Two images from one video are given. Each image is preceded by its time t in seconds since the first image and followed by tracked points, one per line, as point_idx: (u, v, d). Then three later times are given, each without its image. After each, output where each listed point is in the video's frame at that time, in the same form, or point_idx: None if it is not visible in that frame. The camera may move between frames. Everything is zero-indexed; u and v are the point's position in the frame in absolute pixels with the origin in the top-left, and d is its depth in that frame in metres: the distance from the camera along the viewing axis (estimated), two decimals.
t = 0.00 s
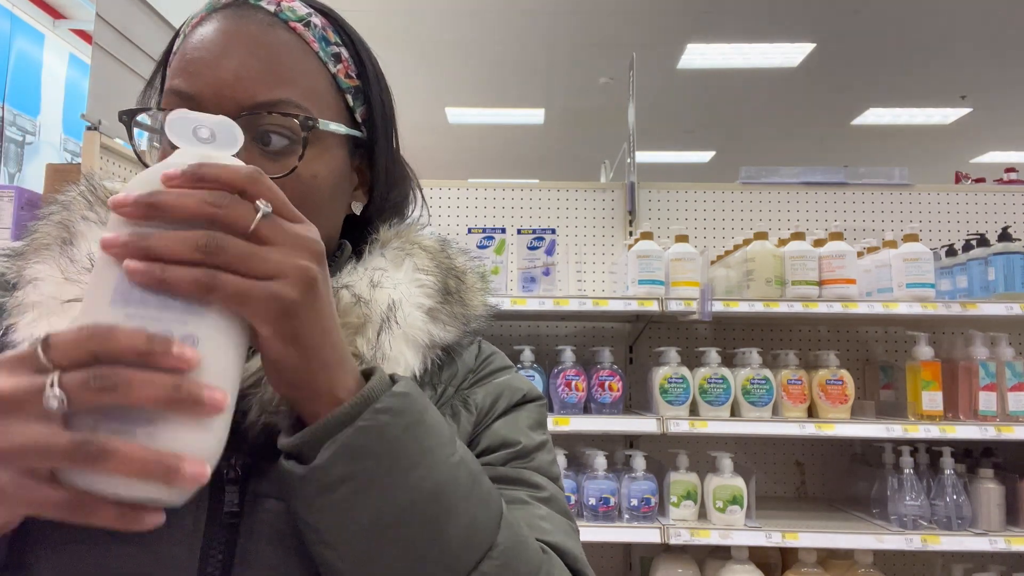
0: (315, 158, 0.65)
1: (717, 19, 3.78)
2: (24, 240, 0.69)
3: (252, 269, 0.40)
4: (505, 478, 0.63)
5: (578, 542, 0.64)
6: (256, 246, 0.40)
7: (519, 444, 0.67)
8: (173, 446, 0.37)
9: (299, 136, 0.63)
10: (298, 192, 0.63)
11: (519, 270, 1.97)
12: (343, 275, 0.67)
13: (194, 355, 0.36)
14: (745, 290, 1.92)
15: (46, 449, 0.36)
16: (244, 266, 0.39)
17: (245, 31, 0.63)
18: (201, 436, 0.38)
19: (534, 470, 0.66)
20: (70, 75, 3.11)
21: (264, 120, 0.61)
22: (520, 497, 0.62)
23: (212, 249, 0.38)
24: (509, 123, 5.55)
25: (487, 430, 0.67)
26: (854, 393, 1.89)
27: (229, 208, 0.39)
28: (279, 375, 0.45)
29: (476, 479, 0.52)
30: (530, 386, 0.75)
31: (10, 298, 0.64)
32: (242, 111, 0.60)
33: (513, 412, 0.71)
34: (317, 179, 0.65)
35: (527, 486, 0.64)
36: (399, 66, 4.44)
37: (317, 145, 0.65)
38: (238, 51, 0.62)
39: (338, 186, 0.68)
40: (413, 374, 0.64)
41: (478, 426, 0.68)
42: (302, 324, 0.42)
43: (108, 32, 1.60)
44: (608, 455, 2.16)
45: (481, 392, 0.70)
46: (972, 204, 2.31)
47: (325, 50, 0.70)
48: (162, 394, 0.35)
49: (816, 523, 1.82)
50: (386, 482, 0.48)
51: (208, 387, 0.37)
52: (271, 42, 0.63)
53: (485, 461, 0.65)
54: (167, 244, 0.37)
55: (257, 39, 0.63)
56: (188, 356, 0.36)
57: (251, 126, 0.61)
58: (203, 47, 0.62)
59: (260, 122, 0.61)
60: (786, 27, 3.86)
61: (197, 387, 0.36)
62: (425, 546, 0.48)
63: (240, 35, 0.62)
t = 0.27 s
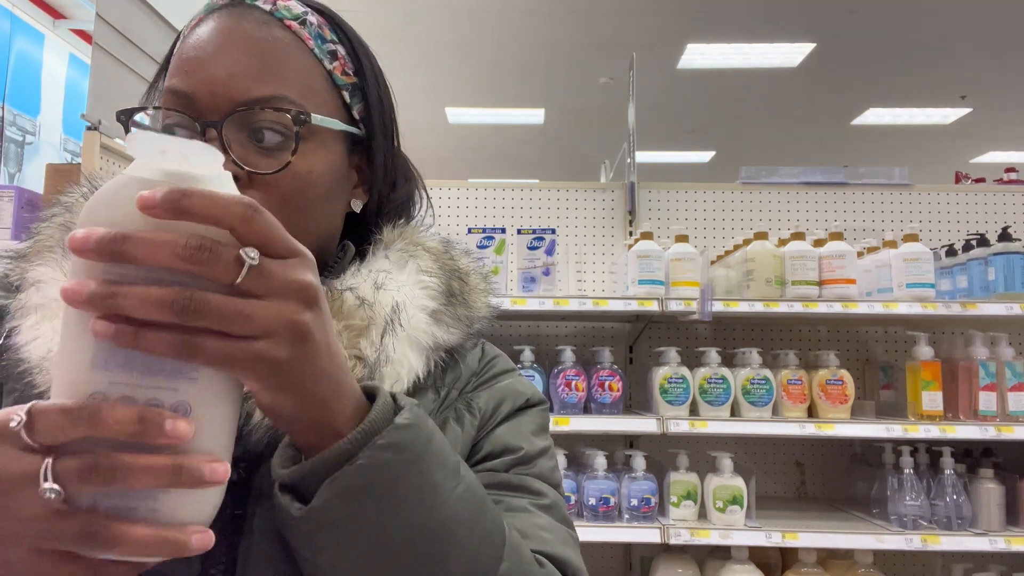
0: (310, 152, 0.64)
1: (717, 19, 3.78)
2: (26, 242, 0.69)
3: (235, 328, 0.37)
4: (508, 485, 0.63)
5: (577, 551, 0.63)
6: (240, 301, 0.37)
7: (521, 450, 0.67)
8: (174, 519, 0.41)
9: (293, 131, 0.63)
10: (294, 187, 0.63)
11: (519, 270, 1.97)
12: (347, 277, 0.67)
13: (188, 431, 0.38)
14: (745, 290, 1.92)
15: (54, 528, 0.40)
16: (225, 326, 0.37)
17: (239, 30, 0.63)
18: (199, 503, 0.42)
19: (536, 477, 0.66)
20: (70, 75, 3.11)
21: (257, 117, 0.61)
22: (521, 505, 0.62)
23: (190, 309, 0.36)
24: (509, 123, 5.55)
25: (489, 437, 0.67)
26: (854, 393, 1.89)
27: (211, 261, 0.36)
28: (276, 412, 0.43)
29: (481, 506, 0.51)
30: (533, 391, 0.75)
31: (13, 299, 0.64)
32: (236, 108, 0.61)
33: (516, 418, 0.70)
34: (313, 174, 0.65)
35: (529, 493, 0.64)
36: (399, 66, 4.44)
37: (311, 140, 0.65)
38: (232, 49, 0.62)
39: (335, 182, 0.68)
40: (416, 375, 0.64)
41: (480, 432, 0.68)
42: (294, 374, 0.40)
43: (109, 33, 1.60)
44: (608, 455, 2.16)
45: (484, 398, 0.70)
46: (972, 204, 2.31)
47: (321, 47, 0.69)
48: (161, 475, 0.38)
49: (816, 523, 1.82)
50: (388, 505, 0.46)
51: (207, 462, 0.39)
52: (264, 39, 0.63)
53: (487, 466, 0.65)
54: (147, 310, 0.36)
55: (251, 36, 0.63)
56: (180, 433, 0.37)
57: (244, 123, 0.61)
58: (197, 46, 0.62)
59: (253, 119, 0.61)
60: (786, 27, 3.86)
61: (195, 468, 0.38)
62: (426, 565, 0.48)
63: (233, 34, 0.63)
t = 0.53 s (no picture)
0: (308, 151, 0.64)
1: (717, 19, 3.78)
2: (27, 243, 0.69)
3: (228, 344, 0.37)
4: (510, 487, 0.64)
5: (578, 553, 0.63)
6: (233, 318, 0.36)
7: (523, 451, 0.67)
8: (183, 525, 0.43)
9: (291, 130, 0.63)
10: (292, 185, 0.63)
11: (519, 270, 1.97)
12: (347, 279, 0.67)
13: (192, 445, 0.39)
14: (745, 290, 1.92)
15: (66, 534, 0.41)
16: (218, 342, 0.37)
17: (237, 30, 0.63)
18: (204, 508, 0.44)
19: (538, 478, 0.66)
20: (70, 75, 3.11)
21: (255, 116, 0.61)
22: (522, 507, 0.62)
23: (182, 327, 0.35)
24: (509, 123, 5.55)
25: (490, 438, 0.67)
26: (854, 393, 1.89)
27: (203, 278, 0.36)
28: (273, 425, 0.43)
29: (483, 513, 0.51)
30: (534, 392, 0.75)
31: (14, 301, 0.64)
32: (233, 109, 0.61)
33: (517, 419, 0.70)
34: (311, 173, 0.64)
35: (530, 494, 0.64)
36: (398, 66, 4.44)
37: (310, 139, 0.65)
38: (230, 49, 0.62)
39: (334, 181, 0.68)
40: (417, 375, 0.64)
41: (482, 433, 0.68)
42: (290, 389, 0.40)
43: (109, 33, 1.60)
44: (608, 455, 2.16)
45: (485, 399, 0.70)
46: (972, 204, 2.31)
47: (319, 47, 0.69)
48: (170, 488, 0.39)
49: (816, 523, 1.82)
50: (390, 509, 0.46)
51: (216, 472, 0.40)
52: (263, 39, 0.64)
53: (487, 467, 0.65)
54: (138, 329, 0.36)
55: (248, 36, 0.63)
56: (184, 449, 0.38)
57: (242, 122, 0.61)
58: (196, 47, 0.63)
59: (251, 118, 0.61)
60: (786, 27, 3.86)
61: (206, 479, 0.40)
62: (428, 568, 0.48)
63: (231, 34, 0.63)
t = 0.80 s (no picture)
0: (310, 151, 0.64)
1: (717, 19, 3.78)
2: (27, 244, 0.69)
3: (222, 346, 0.37)
4: (509, 487, 0.64)
5: (577, 553, 0.63)
6: (229, 320, 0.37)
7: (523, 451, 0.67)
8: (195, 517, 0.43)
9: (293, 130, 0.63)
10: (292, 184, 0.63)
11: (519, 270, 1.97)
12: (346, 279, 0.67)
13: (196, 441, 0.39)
14: (745, 290, 1.92)
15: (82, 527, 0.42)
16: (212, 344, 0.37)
17: (238, 31, 0.63)
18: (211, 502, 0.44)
19: (537, 478, 0.66)
20: (70, 75, 3.11)
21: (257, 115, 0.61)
22: (522, 506, 0.62)
23: (175, 328, 0.36)
24: (509, 123, 5.55)
25: (490, 438, 0.67)
26: (854, 393, 1.89)
27: (197, 280, 0.35)
28: (271, 425, 0.43)
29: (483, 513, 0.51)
30: (534, 391, 0.75)
31: (14, 301, 0.64)
32: (235, 108, 0.61)
33: (517, 419, 0.70)
34: (312, 173, 0.64)
35: (529, 494, 0.64)
36: (398, 66, 4.44)
37: (311, 139, 0.65)
38: (232, 50, 0.62)
39: (335, 181, 0.68)
40: (416, 376, 0.63)
41: (481, 433, 0.68)
42: (287, 391, 0.40)
43: (109, 32, 1.60)
44: (608, 455, 2.16)
45: (485, 399, 0.70)
46: (972, 204, 2.31)
47: (321, 47, 0.69)
48: (176, 486, 0.39)
49: (815, 523, 1.82)
50: (391, 508, 0.46)
51: (222, 469, 0.40)
52: (264, 39, 0.64)
53: (487, 467, 0.65)
54: (134, 330, 0.36)
55: (250, 37, 0.63)
56: (188, 445, 0.38)
57: (244, 122, 0.61)
58: (198, 47, 0.63)
59: (252, 117, 0.62)
60: (786, 27, 3.86)
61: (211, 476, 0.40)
62: (427, 568, 0.48)
63: (232, 34, 0.63)
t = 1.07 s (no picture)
0: (311, 152, 0.64)
1: (717, 19, 3.79)
2: (27, 244, 0.69)
3: (216, 348, 0.37)
4: (507, 487, 0.64)
5: (576, 554, 0.63)
6: (223, 321, 0.37)
7: (521, 451, 0.67)
8: (189, 519, 0.43)
9: (295, 130, 0.63)
10: (293, 185, 0.63)
11: (519, 270, 1.97)
12: (345, 279, 0.67)
13: (190, 444, 0.39)
14: (745, 290, 1.92)
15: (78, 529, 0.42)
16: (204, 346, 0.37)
17: (240, 31, 0.63)
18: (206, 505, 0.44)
19: (536, 479, 0.66)
20: (70, 75, 3.11)
21: (258, 116, 0.62)
22: (520, 507, 0.62)
23: (167, 330, 0.36)
24: (509, 123, 5.55)
25: (488, 438, 0.67)
26: (854, 393, 1.89)
27: (189, 280, 0.36)
28: (267, 426, 0.43)
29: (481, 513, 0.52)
30: (532, 392, 0.75)
31: (12, 302, 0.64)
32: (236, 108, 0.61)
33: (515, 420, 0.70)
34: (313, 173, 0.64)
35: (527, 495, 0.64)
36: (398, 66, 4.44)
37: (313, 141, 0.65)
38: (234, 50, 0.62)
39: (336, 182, 0.68)
40: (414, 377, 0.63)
41: (480, 433, 0.68)
42: (280, 393, 0.40)
43: (109, 33, 1.60)
44: (608, 455, 2.15)
45: (483, 400, 0.70)
46: (971, 204, 2.31)
47: (322, 48, 0.69)
48: (171, 487, 0.39)
49: (815, 523, 1.82)
50: (390, 507, 0.46)
51: (217, 471, 0.41)
52: (266, 40, 0.64)
53: (484, 467, 0.65)
54: (126, 332, 0.36)
55: (252, 37, 0.63)
56: (183, 447, 0.38)
57: (245, 122, 0.62)
58: (198, 47, 0.63)
59: (253, 117, 0.62)
60: (786, 27, 3.86)
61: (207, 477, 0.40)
62: (427, 569, 0.48)
63: (233, 35, 0.63)
